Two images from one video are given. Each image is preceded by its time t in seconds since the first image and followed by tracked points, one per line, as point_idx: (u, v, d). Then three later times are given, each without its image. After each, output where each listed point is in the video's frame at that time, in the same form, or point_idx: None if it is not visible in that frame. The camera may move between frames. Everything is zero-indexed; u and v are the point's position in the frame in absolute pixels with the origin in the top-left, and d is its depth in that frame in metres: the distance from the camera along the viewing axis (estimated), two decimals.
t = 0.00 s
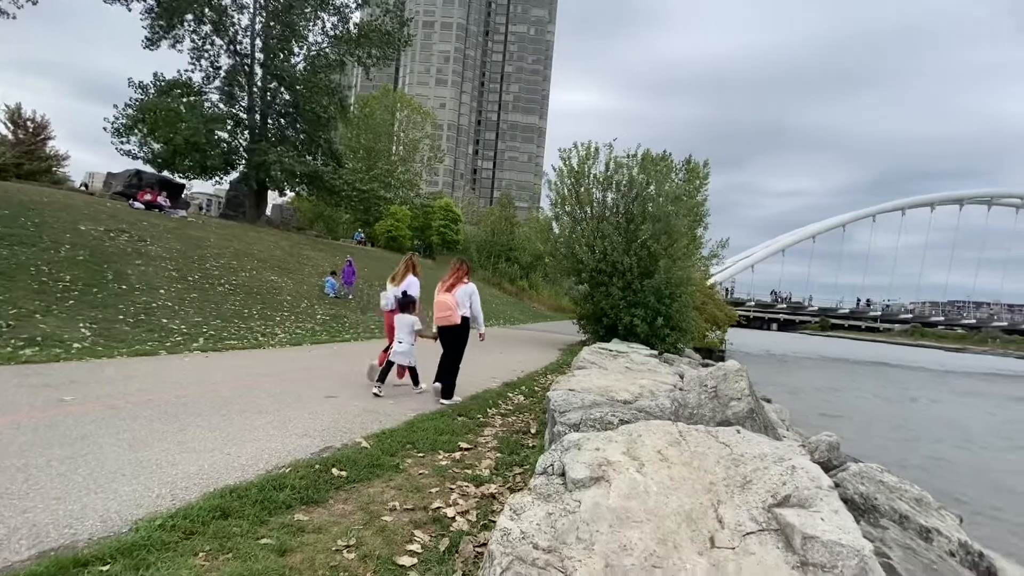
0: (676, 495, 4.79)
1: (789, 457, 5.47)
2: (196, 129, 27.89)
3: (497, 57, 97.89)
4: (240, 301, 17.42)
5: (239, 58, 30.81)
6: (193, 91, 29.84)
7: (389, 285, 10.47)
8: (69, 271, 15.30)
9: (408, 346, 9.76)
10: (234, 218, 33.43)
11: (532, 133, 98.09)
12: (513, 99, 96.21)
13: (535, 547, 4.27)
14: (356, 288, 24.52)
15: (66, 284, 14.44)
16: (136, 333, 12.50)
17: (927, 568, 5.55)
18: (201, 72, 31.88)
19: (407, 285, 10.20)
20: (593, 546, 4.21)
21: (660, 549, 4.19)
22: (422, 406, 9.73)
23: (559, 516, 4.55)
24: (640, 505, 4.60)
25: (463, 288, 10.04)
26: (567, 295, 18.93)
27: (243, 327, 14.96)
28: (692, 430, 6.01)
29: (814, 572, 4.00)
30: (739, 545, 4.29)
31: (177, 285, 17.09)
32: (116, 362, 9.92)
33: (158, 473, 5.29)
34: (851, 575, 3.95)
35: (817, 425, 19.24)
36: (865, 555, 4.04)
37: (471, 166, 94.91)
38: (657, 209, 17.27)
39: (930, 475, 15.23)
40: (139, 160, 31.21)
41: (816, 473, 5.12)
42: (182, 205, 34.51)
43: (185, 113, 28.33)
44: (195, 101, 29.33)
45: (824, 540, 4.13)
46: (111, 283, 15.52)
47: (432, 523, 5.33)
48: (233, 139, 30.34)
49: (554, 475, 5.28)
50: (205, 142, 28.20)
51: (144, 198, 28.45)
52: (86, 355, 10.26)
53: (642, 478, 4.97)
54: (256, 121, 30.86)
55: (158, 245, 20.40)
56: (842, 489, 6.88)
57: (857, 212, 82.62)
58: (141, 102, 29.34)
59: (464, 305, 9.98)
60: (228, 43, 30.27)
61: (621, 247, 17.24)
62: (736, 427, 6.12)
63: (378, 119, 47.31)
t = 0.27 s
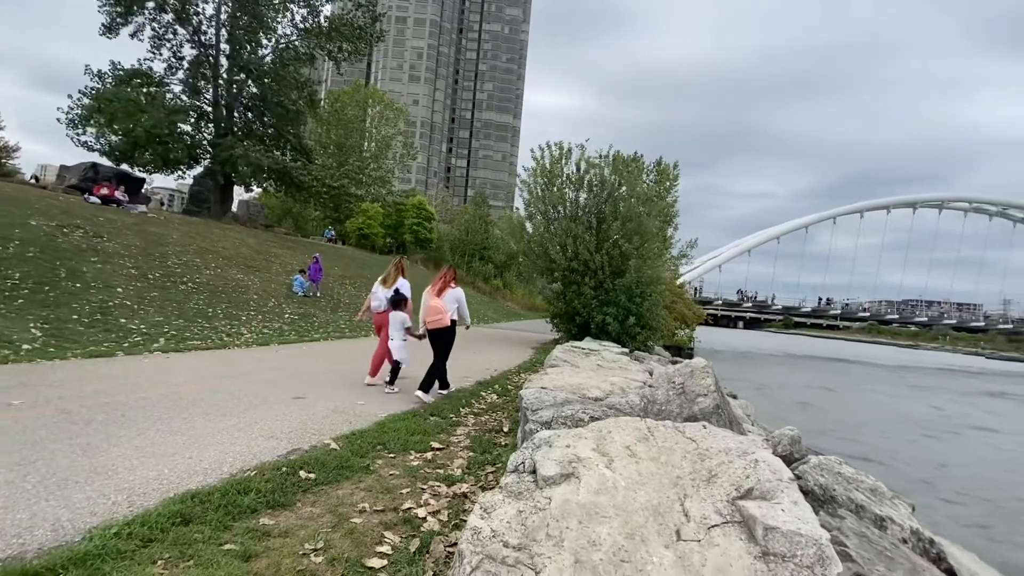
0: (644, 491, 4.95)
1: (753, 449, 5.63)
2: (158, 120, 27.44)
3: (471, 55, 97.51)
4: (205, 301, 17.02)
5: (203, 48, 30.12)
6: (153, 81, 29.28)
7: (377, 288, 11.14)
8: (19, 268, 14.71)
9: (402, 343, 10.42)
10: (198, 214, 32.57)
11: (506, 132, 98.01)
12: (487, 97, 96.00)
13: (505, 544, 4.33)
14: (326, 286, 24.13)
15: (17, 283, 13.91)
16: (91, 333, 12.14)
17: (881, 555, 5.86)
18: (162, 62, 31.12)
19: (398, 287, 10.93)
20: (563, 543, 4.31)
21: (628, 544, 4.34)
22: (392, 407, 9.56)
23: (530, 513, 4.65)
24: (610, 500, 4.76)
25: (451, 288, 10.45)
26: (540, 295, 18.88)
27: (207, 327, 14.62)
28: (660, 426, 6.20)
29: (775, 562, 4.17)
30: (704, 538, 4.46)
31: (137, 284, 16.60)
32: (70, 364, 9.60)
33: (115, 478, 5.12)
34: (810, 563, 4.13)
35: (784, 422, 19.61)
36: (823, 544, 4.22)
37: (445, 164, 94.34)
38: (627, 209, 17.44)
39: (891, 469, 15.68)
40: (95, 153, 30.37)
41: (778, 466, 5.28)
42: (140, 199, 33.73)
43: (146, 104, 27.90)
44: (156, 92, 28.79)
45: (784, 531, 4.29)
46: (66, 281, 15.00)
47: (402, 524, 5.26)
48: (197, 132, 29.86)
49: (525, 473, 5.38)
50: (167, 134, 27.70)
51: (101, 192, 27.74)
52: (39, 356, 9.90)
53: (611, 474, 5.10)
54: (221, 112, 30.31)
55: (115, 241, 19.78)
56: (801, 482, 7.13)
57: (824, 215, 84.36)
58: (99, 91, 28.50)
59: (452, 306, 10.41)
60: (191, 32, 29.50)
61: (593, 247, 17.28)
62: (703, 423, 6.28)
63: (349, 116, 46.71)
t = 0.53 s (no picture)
0: (617, 487, 4.94)
1: (721, 444, 5.70)
2: (120, 111, 26.87)
3: (447, 52, 96.97)
4: (171, 300, 16.61)
5: (168, 39, 29.46)
6: (112, 69, 28.50)
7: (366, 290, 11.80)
8: None
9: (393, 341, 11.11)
10: (162, 210, 31.71)
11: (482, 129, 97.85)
12: (463, 95, 95.60)
13: (478, 544, 4.28)
14: (298, 284, 23.73)
15: None
16: (47, 334, 11.78)
17: (844, 545, 6.02)
18: (125, 53, 30.38)
19: (387, 288, 11.58)
20: (536, 542, 4.27)
21: (600, 540, 4.32)
22: (364, 408, 9.37)
23: (504, 512, 4.60)
24: (581, 497, 4.74)
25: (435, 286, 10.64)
26: (516, 294, 18.78)
27: (172, 327, 14.29)
28: (633, 422, 6.22)
29: (743, 554, 4.22)
30: (673, 532, 4.47)
31: (97, 283, 16.10)
32: (27, 366, 9.29)
33: (73, 485, 4.94)
34: (776, 554, 4.19)
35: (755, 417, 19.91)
36: (787, 535, 4.29)
37: (421, 161, 93.68)
38: (601, 209, 17.46)
39: (857, 463, 16.07)
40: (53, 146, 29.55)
41: (746, 460, 5.34)
42: (98, 194, 32.61)
43: (107, 94, 27.30)
44: (117, 82, 28.13)
45: (750, 523, 4.36)
46: (23, 279, 14.49)
47: (375, 526, 5.16)
48: (161, 124, 29.09)
49: (499, 471, 5.33)
50: (128, 125, 27.10)
51: (58, 186, 26.79)
52: None
53: (585, 471, 5.08)
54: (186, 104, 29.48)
55: (74, 238, 19.18)
56: (768, 474, 7.65)
57: (794, 215, 85.79)
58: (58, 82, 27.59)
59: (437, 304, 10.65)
60: (156, 22, 28.88)
61: (568, 245, 17.26)
62: (675, 419, 6.32)
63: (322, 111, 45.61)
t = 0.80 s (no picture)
0: (593, 483, 4.93)
1: (696, 440, 5.75)
2: (81, 103, 26.19)
3: (424, 48, 96.37)
4: (136, 299, 16.20)
5: (133, 29, 28.71)
6: (72, 58, 27.65)
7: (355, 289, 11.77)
8: None
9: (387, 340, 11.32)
10: (128, 205, 31.53)
11: (459, 127, 97.53)
12: (440, 92, 95.15)
13: (456, 543, 4.21)
14: (272, 283, 23.36)
15: None
16: (7, 334, 11.45)
17: (812, 534, 6.14)
18: (88, 43, 29.58)
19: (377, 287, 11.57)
20: (514, 539, 4.22)
21: (578, 536, 4.29)
22: (339, 409, 9.22)
23: (482, 511, 4.54)
24: (560, 494, 4.70)
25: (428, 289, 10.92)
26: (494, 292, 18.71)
27: (138, 327, 13.99)
28: (609, 419, 6.22)
29: (716, 546, 4.24)
30: (649, 527, 4.46)
31: (58, 282, 15.61)
32: None
33: (35, 492, 4.76)
34: (747, 546, 4.22)
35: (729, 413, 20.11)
36: (759, 527, 4.33)
37: (398, 158, 93.00)
38: (578, 207, 17.46)
39: (828, 456, 16.36)
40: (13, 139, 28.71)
41: (719, 454, 5.39)
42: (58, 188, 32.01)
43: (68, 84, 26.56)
44: (79, 73, 27.39)
45: (724, 516, 4.39)
46: None
47: (352, 528, 5.06)
48: (126, 116, 28.25)
49: (477, 470, 5.28)
50: (90, 117, 26.44)
51: (15, 180, 26.15)
52: None
53: (562, 468, 5.05)
54: (150, 96, 28.73)
55: (32, 236, 18.60)
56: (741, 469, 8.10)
57: (767, 213, 86.95)
58: (15, 72, 26.78)
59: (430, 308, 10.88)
60: (121, 11, 28.25)
61: (545, 243, 17.20)
62: (651, 416, 6.34)
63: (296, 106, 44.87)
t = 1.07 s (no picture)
0: (575, 478, 4.91)
1: (675, 434, 5.77)
2: (45, 96, 25.50)
3: (402, 44, 95.65)
4: (105, 299, 15.81)
5: (100, 19, 27.87)
6: (36, 49, 26.90)
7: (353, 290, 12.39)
8: None
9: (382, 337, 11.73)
10: (96, 202, 30.99)
11: (439, 124, 97.09)
12: (419, 89, 94.60)
13: (438, 540, 4.16)
14: (247, 281, 23.00)
15: None
16: None
17: (786, 525, 6.20)
18: (52, 32, 28.66)
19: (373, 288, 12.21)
20: (496, 535, 4.19)
21: (560, 531, 4.27)
22: (318, 408, 9.11)
23: (464, 508, 4.50)
24: (543, 489, 4.67)
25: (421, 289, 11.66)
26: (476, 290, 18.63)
27: (107, 328, 13.69)
28: (591, 415, 6.22)
29: (694, 537, 4.26)
30: (630, 520, 4.46)
31: (21, 282, 15.17)
32: None
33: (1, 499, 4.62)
34: (724, 537, 4.25)
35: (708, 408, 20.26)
36: (737, 518, 4.35)
37: (377, 155, 92.19)
38: (559, 205, 17.45)
39: (804, 450, 16.62)
40: None
41: (697, 448, 5.42)
42: (20, 183, 31.23)
43: (31, 75, 25.86)
44: (43, 64, 26.68)
45: (702, 508, 4.40)
46: None
47: (332, 528, 4.99)
48: (92, 108, 27.58)
49: (459, 467, 5.23)
50: (55, 110, 25.76)
51: None
52: None
53: (545, 464, 5.03)
54: (116, 88, 28.03)
55: None
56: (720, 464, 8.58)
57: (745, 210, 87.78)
58: None
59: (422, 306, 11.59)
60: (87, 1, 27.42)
61: (526, 241, 17.15)
62: (631, 411, 6.35)
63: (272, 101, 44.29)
